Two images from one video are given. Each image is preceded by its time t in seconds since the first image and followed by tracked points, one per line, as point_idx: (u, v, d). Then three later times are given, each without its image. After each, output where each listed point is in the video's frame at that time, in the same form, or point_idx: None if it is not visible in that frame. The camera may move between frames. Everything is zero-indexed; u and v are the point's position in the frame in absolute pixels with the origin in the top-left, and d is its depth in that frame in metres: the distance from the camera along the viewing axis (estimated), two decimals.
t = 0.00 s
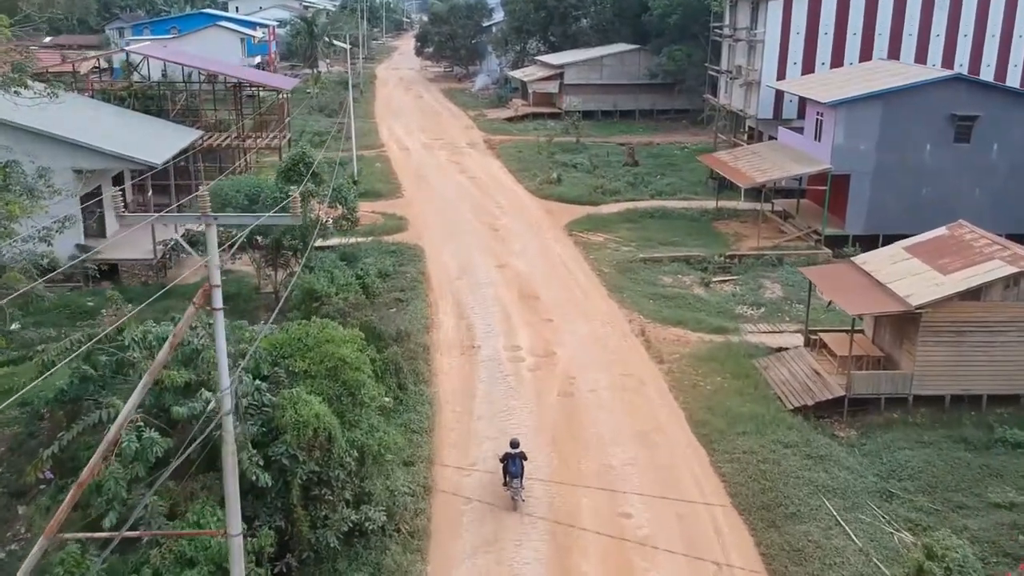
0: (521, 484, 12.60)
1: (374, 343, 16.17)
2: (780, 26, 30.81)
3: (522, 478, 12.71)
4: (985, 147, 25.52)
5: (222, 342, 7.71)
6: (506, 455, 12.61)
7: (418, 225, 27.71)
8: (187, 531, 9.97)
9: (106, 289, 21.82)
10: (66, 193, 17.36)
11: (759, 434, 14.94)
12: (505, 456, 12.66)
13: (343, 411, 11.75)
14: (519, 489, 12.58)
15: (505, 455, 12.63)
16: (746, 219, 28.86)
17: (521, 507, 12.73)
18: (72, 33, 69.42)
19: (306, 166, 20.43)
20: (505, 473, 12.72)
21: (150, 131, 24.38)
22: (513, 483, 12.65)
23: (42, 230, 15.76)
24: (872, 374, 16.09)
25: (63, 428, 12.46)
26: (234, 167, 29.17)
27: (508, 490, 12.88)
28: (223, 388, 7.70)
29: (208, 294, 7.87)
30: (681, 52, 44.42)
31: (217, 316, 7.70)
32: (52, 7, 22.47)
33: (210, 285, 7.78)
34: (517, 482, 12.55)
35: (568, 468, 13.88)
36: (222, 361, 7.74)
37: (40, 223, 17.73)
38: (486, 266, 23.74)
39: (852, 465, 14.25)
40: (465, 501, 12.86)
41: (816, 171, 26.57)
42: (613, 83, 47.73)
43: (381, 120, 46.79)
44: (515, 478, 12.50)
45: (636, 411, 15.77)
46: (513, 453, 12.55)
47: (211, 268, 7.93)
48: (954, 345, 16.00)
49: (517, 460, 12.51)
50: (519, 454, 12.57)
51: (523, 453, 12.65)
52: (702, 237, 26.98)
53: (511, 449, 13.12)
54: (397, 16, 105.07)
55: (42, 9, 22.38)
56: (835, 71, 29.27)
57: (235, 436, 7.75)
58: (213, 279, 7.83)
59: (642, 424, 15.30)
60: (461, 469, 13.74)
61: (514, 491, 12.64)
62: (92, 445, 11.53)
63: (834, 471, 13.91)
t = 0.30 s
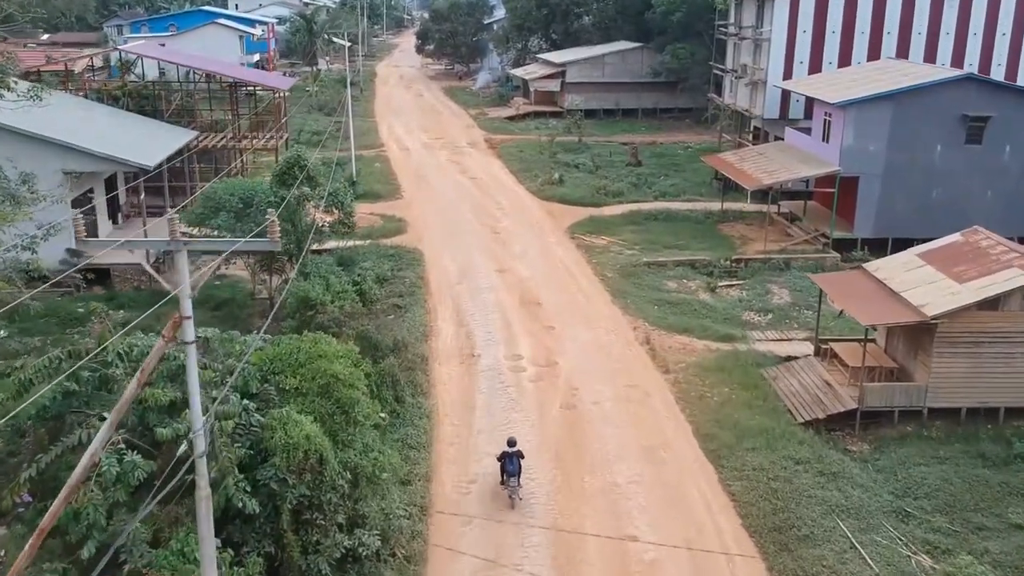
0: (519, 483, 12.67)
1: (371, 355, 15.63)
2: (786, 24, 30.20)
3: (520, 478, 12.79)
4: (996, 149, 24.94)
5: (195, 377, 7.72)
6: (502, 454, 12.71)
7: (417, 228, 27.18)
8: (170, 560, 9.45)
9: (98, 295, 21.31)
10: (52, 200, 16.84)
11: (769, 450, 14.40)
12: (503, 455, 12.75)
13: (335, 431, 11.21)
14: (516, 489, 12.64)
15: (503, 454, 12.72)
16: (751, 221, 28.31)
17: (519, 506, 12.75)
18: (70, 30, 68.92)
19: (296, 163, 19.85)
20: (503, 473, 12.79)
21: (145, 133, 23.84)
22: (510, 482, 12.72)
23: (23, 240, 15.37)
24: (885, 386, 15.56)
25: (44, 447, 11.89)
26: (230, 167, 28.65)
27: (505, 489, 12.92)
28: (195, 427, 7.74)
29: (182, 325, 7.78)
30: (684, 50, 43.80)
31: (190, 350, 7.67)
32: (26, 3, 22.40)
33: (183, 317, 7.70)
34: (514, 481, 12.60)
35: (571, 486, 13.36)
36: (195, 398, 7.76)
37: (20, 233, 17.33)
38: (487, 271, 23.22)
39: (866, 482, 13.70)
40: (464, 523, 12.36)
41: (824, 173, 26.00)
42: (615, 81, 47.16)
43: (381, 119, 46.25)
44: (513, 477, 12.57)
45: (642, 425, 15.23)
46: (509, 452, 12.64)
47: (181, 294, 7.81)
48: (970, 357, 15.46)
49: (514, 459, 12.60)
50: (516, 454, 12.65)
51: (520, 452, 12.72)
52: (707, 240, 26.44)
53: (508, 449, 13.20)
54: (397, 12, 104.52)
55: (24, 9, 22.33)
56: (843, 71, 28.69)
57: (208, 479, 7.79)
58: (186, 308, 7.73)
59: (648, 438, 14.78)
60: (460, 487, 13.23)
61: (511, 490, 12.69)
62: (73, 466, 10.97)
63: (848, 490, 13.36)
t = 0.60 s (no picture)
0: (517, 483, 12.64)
1: (368, 368, 15.12)
2: (794, 24, 29.61)
3: (518, 479, 12.75)
4: (1010, 150, 24.37)
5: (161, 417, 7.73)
6: (501, 454, 12.72)
7: (417, 231, 26.67)
8: None
9: (90, 301, 20.82)
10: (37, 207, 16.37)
11: (782, 468, 13.86)
12: (500, 455, 12.76)
13: (328, 453, 10.67)
14: (514, 489, 12.60)
15: (501, 454, 12.74)
16: (759, 225, 27.77)
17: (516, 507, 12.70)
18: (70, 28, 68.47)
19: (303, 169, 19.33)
20: (501, 473, 12.78)
21: (138, 134, 23.32)
22: (509, 482, 12.69)
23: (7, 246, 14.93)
24: (901, 400, 15.02)
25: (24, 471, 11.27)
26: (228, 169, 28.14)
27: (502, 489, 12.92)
28: (162, 474, 7.77)
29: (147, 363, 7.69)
30: (689, 49, 43.22)
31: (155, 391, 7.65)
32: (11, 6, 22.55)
33: (148, 356, 7.65)
34: (512, 481, 12.61)
35: (575, 506, 12.86)
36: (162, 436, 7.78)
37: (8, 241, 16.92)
38: (488, 276, 22.70)
39: (883, 502, 13.14)
40: (464, 546, 11.84)
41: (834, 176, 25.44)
42: (619, 80, 46.61)
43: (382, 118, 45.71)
44: (511, 477, 12.57)
45: (648, 440, 14.71)
46: (508, 452, 12.65)
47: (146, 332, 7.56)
48: (989, 369, 14.92)
49: (512, 459, 12.61)
50: (514, 453, 12.68)
51: (518, 453, 12.75)
52: (713, 244, 25.90)
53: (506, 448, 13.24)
54: (399, 10, 104.12)
55: (9, 9, 22.09)
56: (852, 71, 28.12)
57: (176, 528, 7.82)
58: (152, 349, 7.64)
59: (656, 455, 14.27)
60: (460, 507, 12.71)
61: (508, 490, 12.67)
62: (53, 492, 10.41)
63: (864, 511, 12.83)
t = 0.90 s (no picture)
0: (517, 482, 12.66)
1: (368, 381, 14.62)
2: (806, 23, 29.00)
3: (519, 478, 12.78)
4: None
5: (124, 470, 7.50)
6: (501, 453, 12.72)
7: (421, 234, 26.15)
8: None
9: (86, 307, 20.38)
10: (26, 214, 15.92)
11: (797, 487, 13.32)
12: (501, 454, 12.76)
13: (324, 476, 10.17)
14: (515, 488, 12.61)
15: (502, 453, 12.73)
16: (770, 228, 27.19)
17: (516, 506, 12.74)
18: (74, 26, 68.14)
19: (306, 177, 18.76)
20: (501, 472, 12.81)
21: (134, 135, 22.86)
22: (509, 481, 12.71)
23: None
24: (921, 416, 14.46)
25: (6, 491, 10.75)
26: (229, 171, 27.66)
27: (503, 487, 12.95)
28: (127, 533, 7.56)
29: (106, 411, 7.46)
30: (698, 48, 42.59)
31: (117, 441, 7.48)
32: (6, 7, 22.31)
33: (109, 405, 7.37)
34: (513, 480, 12.61)
35: (583, 527, 12.34)
36: (124, 491, 7.49)
37: None
38: (493, 281, 22.17)
39: (904, 524, 12.59)
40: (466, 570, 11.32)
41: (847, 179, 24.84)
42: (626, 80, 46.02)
43: (386, 118, 45.20)
44: (512, 476, 12.57)
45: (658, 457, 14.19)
46: (508, 451, 12.65)
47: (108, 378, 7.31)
48: (1012, 384, 14.35)
49: (513, 458, 12.61)
50: (514, 453, 12.68)
51: (519, 452, 12.74)
52: (724, 248, 25.33)
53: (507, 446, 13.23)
54: (404, 8, 103.67)
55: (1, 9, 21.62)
56: (866, 71, 27.51)
57: None
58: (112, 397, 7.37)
59: (667, 472, 13.76)
60: (462, 529, 12.18)
61: (509, 489, 12.69)
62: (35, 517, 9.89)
63: (884, 534, 12.28)
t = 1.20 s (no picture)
0: (519, 481, 12.70)
1: (369, 396, 14.13)
2: (820, 23, 28.40)
3: (520, 478, 12.81)
4: None
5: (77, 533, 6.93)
6: (504, 453, 12.74)
7: (425, 238, 25.66)
8: None
9: (83, 314, 19.97)
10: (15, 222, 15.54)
11: (816, 509, 12.77)
12: (504, 454, 12.78)
13: (319, 503, 9.73)
14: (516, 487, 12.66)
15: (504, 453, 12.76)
16: (782, 233, 26.63)
17: (517, 506, 12.74)
18: (80, 25, 67.97)
19: (310, 184, 18.24)
20: (503, 471, 12.83)
21: (134, 138, 22.44)
22: (510, 480, 12.74)
23: None
24: (943, 434, 13.89)
25: None
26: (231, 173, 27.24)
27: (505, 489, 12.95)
28: None
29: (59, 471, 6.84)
30: (707, 48, 41.98)
31: (69, 504, 6.83)
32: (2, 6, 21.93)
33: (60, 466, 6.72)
34: (515, 480, 12.64)
35: (591, 552, 11.82)
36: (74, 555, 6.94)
37: None
38: (499, 288, 21.68)
39: (928, 550, 12.02)
40: None
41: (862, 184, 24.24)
42: (634, 80, 45.45)
43: (392, 118, 44.75)
44: (514, 476, 12.59)
45: (669, 476, 13.66)
46: (511, 451, 12.68)
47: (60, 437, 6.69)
48: None
49: (515, 458, 12.63)
50: (517, 452, 12.70)
51: (521, 451, 12.77)
52: (735, 253, 24.79)
53: (509, 447, 13.26)
54: (411, 7, 103.36)
55: None
56: (881, 73, 26.90)
57: None
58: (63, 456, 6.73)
59: (679, 493, 13.24)
60: (465, 554, 11.67)
61: (511, 489, 12.72)
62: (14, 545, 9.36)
63: (908, 560, 11.71)
